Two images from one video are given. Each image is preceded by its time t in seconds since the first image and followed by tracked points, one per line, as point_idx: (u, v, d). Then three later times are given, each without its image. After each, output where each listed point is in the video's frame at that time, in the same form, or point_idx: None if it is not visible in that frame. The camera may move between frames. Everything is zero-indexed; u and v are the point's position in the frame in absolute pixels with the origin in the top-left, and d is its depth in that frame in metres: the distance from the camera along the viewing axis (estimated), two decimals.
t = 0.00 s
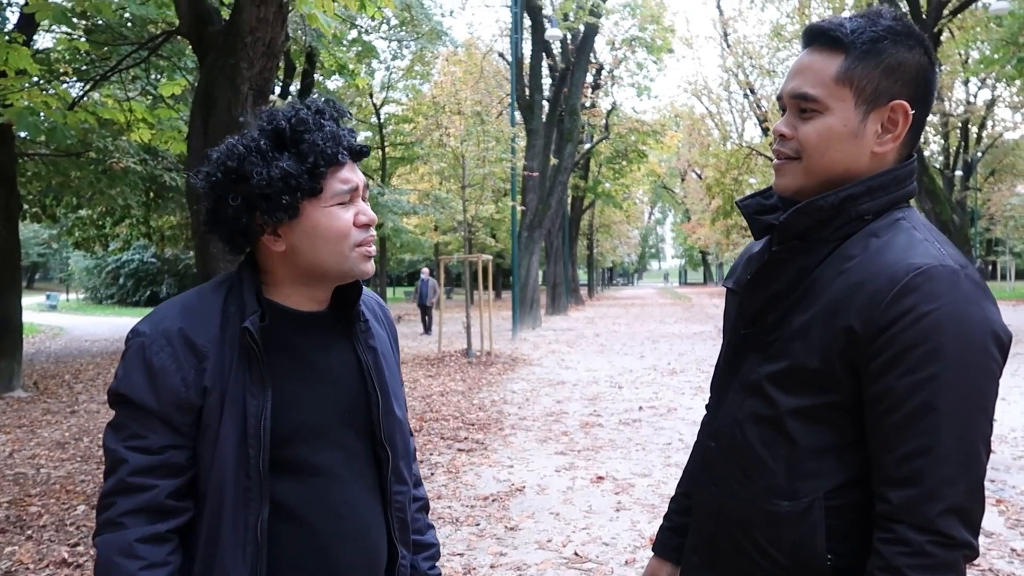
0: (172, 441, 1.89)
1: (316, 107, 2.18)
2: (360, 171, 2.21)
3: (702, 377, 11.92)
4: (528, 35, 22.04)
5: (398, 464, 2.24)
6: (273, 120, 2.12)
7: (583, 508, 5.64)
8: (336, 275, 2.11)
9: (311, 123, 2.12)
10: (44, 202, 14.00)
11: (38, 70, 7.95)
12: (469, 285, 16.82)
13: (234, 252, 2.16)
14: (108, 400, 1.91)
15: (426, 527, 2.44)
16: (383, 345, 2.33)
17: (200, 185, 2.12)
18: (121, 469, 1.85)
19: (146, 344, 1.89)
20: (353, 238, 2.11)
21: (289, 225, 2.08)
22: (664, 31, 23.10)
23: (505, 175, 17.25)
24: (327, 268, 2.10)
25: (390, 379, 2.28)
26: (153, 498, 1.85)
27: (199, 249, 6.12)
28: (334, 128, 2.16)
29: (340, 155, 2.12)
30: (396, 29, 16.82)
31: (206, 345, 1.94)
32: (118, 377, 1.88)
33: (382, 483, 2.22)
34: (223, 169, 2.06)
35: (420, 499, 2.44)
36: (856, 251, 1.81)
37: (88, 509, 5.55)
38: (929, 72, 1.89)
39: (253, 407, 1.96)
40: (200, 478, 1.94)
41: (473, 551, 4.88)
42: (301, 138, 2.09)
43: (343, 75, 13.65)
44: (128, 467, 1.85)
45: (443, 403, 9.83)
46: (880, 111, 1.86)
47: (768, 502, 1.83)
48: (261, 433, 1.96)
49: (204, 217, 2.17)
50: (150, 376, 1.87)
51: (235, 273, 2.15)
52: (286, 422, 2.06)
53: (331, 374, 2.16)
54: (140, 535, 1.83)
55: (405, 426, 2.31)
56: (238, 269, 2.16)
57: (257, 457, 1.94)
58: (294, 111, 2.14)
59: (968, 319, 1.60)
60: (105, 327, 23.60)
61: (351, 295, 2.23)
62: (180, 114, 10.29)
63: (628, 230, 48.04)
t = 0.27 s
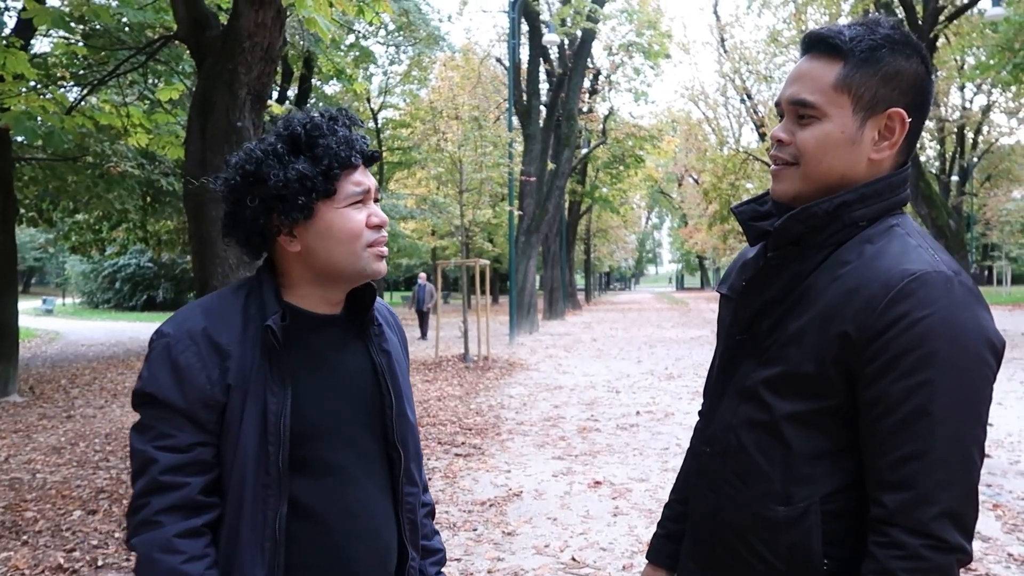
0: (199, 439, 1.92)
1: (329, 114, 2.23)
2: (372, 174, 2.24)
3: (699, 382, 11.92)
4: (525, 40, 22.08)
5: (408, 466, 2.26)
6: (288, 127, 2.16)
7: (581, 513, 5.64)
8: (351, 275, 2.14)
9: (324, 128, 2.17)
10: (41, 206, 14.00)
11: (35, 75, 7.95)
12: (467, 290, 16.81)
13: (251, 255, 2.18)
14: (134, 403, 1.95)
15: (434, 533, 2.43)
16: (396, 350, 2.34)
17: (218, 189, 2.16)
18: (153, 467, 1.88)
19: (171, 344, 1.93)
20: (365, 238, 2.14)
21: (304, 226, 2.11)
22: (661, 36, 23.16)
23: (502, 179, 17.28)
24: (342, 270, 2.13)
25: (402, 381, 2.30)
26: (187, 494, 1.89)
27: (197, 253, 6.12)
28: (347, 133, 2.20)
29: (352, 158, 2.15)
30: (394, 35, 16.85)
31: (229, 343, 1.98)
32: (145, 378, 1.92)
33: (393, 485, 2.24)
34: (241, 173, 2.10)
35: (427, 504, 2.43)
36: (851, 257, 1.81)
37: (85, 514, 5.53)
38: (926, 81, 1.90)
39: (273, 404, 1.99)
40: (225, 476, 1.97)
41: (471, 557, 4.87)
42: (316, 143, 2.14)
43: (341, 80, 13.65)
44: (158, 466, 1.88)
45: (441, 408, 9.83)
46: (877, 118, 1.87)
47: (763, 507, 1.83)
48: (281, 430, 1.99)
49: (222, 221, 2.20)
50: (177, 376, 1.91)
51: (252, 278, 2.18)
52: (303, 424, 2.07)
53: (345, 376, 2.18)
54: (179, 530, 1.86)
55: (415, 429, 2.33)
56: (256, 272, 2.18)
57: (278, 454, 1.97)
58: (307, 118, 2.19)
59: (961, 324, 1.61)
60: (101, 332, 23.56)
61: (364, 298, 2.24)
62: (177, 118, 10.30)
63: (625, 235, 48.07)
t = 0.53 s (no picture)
0: (217, 440, 1.92)
1: (340, 119, 2.25)
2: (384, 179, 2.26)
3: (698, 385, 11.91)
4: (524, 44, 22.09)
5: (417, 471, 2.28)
6: (301, 132, 2.18)
7: (580, 517, 5.63)
8: (366, 278, 2.16)
9: (337, 133, 2.19)
10: (39, 210, 13.99)
11: (34, 78, 7.95)
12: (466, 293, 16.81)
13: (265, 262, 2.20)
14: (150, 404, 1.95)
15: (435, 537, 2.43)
16: (405, 356, 2.36)
17: (235, 196, 2.19)
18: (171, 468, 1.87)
19: (190, 345, 1.93)
20: (380, 241, 2.16)
21: (320, 229, 2.13)
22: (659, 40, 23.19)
23: (502, 183, 17.29)
24: (359, 273, 2.15)
25: (413, 387, 2.33)
26: (206, 496, 1.89)
27: (195, 257, 6.11)
28: (359, 138, 2.22)
29: (365, 161, 2.17)
30: (393, 38, 16.86)
31: (247, 346, 1.99)
32: (162, 379, 1.91)
33: (402, 489, 2.26)
34: (257, 179, 2.12)
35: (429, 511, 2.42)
36: (849, 257, 1.82)
37: (83, 518, 5.52)
38: (918, 84, 1.90)
39: (290, 407, 2.00)
40: (240, 477, 1.97)
41: (470, 560, 4.86)
42: (328, 147, 2.16)
43: (340, 83, 13.65)
44: (177, 467, 1.87)
45: (440, 411, 9.81)
46: (869, 122, 1.87)
47: (764, 509, 1.83)
48: (297, 431, 1.99)
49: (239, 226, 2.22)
50: (196, 377, 1.91)
51: (267, 281, 2.19)
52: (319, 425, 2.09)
53: (360, 379, 2.20)
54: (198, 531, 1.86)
55: (423, 433, 2.35)
56: (270, 276, 2.20)
57: (291, 455, 1.98)
58: (320, 123, 2.21)
59: (960, 322, 1.62)
60: (99, 335, 23.54)
61: (376, 303, 2.26)
62: (176, 122, 10.29)
63: (624, 238, 48.08)
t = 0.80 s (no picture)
0: (222, 444, 1.92)
1: (347, 124, 2.25)
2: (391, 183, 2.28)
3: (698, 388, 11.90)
4: (524, 48, 22.09)
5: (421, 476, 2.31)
6: (308, 138, 2.19)
7: (580, 521, 5.62)
8: (371, 284, 2.17)
9: (345, 139, 2.19)
10: (39, 214, 14.00)
11: (33, 83, 7.96)
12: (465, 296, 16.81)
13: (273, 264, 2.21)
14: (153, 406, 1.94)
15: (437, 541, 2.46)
16: (411, 363, 2.38)
17: (240, 203, 2.19)
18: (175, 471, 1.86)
19: (196, 349, 1.93)
20: (387, 246, 2.17)
21: (328, 235, 2.14)
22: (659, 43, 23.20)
23: (501, 186, 17.29)
24: (362, 278, 2.16)
25: (417, 393, 2.35)
26: (208, 499, 1.88)
27: (194, 261, 6.11)
28: (367, 143, 2.23)
29: (373, 168, 2.19)
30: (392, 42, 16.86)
31: (253, 351, 1.99)
32: (167, 382, 1.91)
33: (405, 494, 2.28)
34: (264, 186, 2.12)
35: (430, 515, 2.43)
36: (853, 260, 1.82)
37: (82, 522, 5.51)
38: (903, 87, 1.90)
39: (295, 412, 2.00)
40: (244, 481, 1.97)
41: (469, 564, 4.86)
42: (337, 154, 2.17)
43: (340, 87, 13.64)
44: (181, 470, 1.86)
45: (440, 415, 9.80)
46: (850, 124, 1.87)
47: (766, 511, 1.83)
48: (303, 437, 2.00)
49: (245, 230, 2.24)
50: (201, 380, 1.91)
51: (274, 285, 2.19)
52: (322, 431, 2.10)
53: (365, 386, 2.22)
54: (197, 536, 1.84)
55: (427, 439, 2.36)
56: (277, 279, 2.21)
57: (297, 460, 1.99)
58: (328, 129, 2.22)
59: (968, 326, 1.62)
60: (99, 339, 23.51)
61: (382, 307, 2.29)
62: (175, 126, 10.28)
63: (624, 241, 48.09)
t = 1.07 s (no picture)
0: (214, 450, 1.92)
1: (344, 124, 2.25)
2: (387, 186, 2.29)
3: (697, 390, 11.90)
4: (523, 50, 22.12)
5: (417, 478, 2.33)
6: (305, 138, 2.18)
7: (578, 523, 5.62)
8: (367, 287, 2.19)
9: (342, 140, 2.20)
10: (38, 216, 13.99)
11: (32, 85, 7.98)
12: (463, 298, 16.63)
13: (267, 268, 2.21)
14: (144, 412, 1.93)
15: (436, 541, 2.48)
16: (407, 364, 2.40)
17: (235, 203, 2.18)
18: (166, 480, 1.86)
19: (187, 355, 1.93)
20: (385, 250, 2.19)
21: (324, 238, 2.15)
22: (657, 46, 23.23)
23: (500, 189, 17.30)
24: (358, 280, 2.17)
25: (412, 396, 2.38)
26: (201, 507, 1.88)
27: (193, 264, 6.11)
28: (364, 144, 2.23)
29: (371, 170, 2.20)
30: (391, 44, 16.88)
31: (244, 355, 1.98)
32: (158, 388, 1.90)
33: (402, 496, 2.31)
34: (260, 187, 2.11)
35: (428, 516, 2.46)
36: (845, 260, 1.83)
37: (79, 524, 5.50)
38: (875, 86, 1.96)
39: (289, 417, 2.01)
40: (237, 487, 1.97)
41: (467, 566, 4.85)
42: (333, 155, 2.17)
43: (338, 89, 13.66)
44: (173, 478, 1.86)
45: (438, 417, 9.80)
46: (831, 130, 1.92)
47: (767, 511, 1.84)
48: (295, 442, 2.00)
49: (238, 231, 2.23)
50: (192, 385, 1.90)
51: (265, 288, 2.19)
52: (316, 430, 2.11)
53: (360, 388, 2.23)
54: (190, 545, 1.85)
55: (423, 440, 2.39)
56: (270, 282, 2.21)
57: (290, 466, 1.99)
58: (324, 130, 2.22)
59: (955, 322, 1.63)
60: (97, 342, 23.46)
61: (377, 309, 2.31)
62: (174, 128, 10.27)
63: (623, 244, 48.10)
